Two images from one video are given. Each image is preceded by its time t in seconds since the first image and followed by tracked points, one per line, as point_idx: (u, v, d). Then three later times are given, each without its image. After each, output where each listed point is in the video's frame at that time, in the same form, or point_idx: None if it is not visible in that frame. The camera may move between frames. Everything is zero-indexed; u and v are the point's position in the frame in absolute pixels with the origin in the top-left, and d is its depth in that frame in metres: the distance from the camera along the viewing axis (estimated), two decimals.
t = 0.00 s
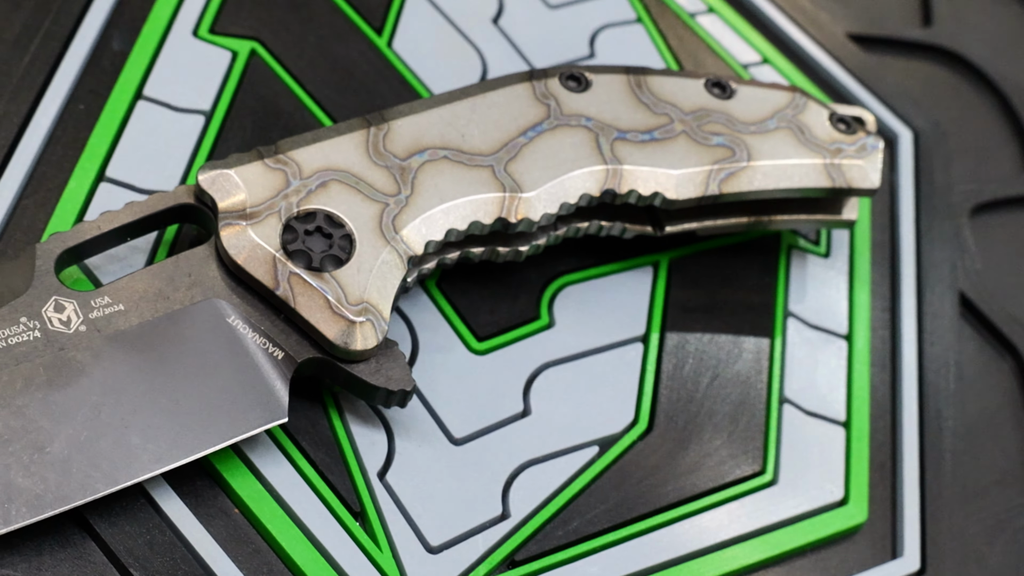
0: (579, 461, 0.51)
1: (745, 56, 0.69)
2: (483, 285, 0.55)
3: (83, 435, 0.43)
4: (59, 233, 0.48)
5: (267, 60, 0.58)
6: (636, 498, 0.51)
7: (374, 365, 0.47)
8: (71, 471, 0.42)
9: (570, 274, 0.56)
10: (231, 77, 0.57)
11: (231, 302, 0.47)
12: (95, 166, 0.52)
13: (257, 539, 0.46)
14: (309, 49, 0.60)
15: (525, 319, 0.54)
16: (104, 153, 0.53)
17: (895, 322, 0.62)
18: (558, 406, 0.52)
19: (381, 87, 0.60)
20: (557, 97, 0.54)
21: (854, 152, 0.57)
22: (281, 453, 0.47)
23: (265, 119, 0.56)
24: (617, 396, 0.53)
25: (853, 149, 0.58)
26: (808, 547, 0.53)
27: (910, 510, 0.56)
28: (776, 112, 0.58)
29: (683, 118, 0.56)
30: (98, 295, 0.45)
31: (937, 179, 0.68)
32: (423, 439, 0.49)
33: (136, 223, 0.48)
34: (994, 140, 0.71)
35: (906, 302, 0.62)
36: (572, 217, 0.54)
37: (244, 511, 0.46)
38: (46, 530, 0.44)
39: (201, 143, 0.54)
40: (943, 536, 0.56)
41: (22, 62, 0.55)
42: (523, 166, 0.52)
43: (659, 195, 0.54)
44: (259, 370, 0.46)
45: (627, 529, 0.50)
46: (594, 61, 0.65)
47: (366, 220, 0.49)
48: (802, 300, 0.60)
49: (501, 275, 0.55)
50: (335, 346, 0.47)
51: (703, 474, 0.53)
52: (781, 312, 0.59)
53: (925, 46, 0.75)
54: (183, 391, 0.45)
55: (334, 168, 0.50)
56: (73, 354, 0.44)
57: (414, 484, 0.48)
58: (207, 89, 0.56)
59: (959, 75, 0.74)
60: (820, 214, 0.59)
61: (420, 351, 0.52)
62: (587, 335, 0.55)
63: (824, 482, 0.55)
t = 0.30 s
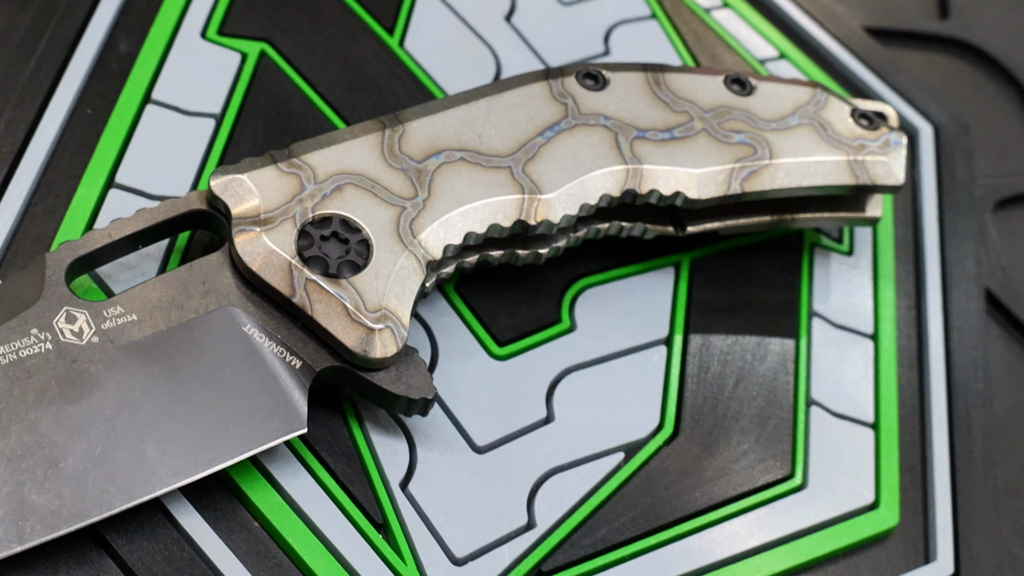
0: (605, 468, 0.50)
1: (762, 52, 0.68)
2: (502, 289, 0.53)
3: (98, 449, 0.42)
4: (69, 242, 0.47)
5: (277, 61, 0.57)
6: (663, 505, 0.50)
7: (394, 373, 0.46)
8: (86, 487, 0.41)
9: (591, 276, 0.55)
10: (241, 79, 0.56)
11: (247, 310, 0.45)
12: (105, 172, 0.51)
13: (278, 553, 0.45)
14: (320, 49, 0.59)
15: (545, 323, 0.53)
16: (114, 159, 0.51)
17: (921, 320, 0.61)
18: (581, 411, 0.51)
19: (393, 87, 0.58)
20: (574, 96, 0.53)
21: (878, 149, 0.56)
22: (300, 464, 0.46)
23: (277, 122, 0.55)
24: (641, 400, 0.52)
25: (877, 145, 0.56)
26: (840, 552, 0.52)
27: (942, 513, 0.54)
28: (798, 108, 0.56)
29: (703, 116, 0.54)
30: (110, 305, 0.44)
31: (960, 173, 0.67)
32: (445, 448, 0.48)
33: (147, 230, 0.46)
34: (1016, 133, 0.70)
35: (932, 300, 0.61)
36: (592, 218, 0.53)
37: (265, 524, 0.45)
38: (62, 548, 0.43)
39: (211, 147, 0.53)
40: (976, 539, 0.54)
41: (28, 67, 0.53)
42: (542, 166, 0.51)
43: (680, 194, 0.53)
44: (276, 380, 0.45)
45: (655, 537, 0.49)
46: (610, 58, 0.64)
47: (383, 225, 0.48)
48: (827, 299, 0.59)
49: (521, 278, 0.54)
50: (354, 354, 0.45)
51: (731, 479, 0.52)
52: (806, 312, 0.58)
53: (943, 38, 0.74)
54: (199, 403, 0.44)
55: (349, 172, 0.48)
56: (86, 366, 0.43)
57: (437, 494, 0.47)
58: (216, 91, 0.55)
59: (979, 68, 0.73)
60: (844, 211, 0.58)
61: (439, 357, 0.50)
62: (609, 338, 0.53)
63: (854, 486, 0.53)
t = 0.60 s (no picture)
0: (634, 474, 0.48)
1: (780, 45, 0.67)
2: (523, 292, 0.52)
3: (114, 464, 0.40)
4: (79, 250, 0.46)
5: (288, 62, 0.56)
6: (694, 512, 0.48)
7: (415, 381, 0.45)
8: (101, 503, 0.40)
9: (613, 277, 0.54)
10: (251, 81, 0.55)
11: (263, 318, 0.44)
12: (114, 179, 0.50)
13: (301, 568, 0.43)
14: (331, 49, 0.57)
15: (568, 326, 0.51)
16: (123, 165, 0.50)
17: (950, 317, 0.59)
18: (607, 416, 0.49)
19: (407, 87, 0.57)
20: (593, 93, 0.51)
21: (904, 142, 0.55)
22: (322, 476, 0.45)
23: (289, 124, 0.54)
24: (668, 404, 0.51)
25: (904, 139, 0.55)
26: (875, 557, 0.51)
27: (979, 514, 0.53)
28: (822, 102, 0.55)
29: (725, 111, 0.53)
30: (122, 315, 0.42)
31: (984, 166, 0.65)
32: (469, 457, 0.47)
33: (159, 236, 0.45)
34: None
35: (960, 295, 0.60)
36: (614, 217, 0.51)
37: (286, 538, 0.43)
38: (78, 566, 0.41)
39: (223, 150, 0.52)
40: (1014, 541, 0.53)
41: (33, 71, 0.52)
42: (562, 166, 0.49)
43: (704, 192, 0.51)
44: (294, 390, 0.43)
45: (686, 544, 0.48)
46: (626, 53, 0.63)
47: (402, 228, 0.46)
48: (854, 297, 0.57)
49: (542, 280, 0.52)
50: (374, 362, 0.44)
51: (762, 484, 0.50)
52: (833, 310, 0.56)
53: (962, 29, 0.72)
54: (216, 414, 0.42)
55: (365, 174, 0.47)
56: (100, 379, 0.41)
57: (462, 504, 0.46)
58: (226, 94, 0.54)
59: (999, 58, 0.71)
60: (870, 207, 0.56)
61: (461, 363, 0.49)
62: (634, 341, 0.52)
63: (888, 488, 0.52)
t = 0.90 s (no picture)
0: (673, 483, 0.47)
1: (804, 35, 0.65)
2: (552, 295, 0.50)
3: (135, 486, 0.39)
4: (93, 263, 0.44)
5: (301, 62, 0.54)
6: (736, 520, 0.47)
7: (446, 391, 0.43)
8: (124, 527, 0.38)
9: (644, 277, 0.52)
10: (264, 83, 0.53)
11: (287, 329, 0.42)
12: (126, 187, 0.48)
13: None
14: (345, 48, 0.56)
15: (600, 330, 0.50)
16: (135, 173, 0.48)
17: (990, 310, 0.57)
18: (644, 423, 0.48)
19: (425, 86, 0.56)
20: (619, 87, 0.49)
21: (941, 132, 0.53)
22: (352, 492, 0.43)
23: (304, 127, 0.52)
24: (705, 408, 0.49)
25: (940, 128, 0.53)
26: (925, 563, 0.49)
27: None
28: (855, 92, 0.53)
29: (756, 103, 0.51)
30: (140, 329, 0.41)
31: (1017, 154, 0.64)
32: (503, 468, 0.45)
33: (176, 246, 0.43)
34: None
35: (1000, 288, 0.58)
36: (645, 216, 0.49)
37: (316, 559, 0.42)
38: None
39: (237, 155, 0.50)
40: None
41: (39, 78, 0.50)
42: (590, 163, 0.47)
43: (738, 187, 0.49)
44: (321, 403, 0.42)
45: (730, 555, 0.46)
46: (648, 47, 0.61)
47: (427, 231, 0.44)
48: (891, 293, 0.56)
49: (571, 282, 0.51)
50: (403, 372, 0.42)
51: (805, 489, 0.48)
52: (871, 307, 0.55)
53: (988, 15, 0.70)
54: (240, 431, 0.40)
55: (387, 176, 0.45)
56: (118, 397, 0.39)
57: (498, 518, 0.44)
58: (239, 97, 0.52)
59: None
60: (906, 199, 0.54)
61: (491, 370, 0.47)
62: (668, 344, 0.50)
63: (935, 490, 0.50)
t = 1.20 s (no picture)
0: (713, 489, 0.45)
1: (825, 24, 0.63)
2: (581, 297, 0.49)
3: (160, 506, 0.37)
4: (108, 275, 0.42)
5: (314, 62, 0.53)
6: (779, 526, 0.45)
7: (479, 399, 0.41)
8: (149, 550, 0.36)
9: (675, 276, 0.50)
10: (277, 85, 0.51)
11: (312, 338, 0.40)
12: (139, 195, 0.46)
13: None
14: (358, 47, 0.54)
15: (632, 332, 0.48)
16: (147, 180, 0.47)
17: None
18: (681, 427, 0.46)
19: (441, 84, 0.54)
20: (646, 80, 0.48)
21: (977, 118, 0.51)
22: (384, 507, 0.41)
23: (320, 128, 0.50)
24: (743, 410, 0.47)
25: (976, 115, 0.52)
26: (973, 565, 0.47)
27: None
28: (887, 80, 0.51)
29: (787, 93, 0.49)
30: (160, 343, 0.39)
31: None
32: (538, 478, 0.43)
33: (193, 256, 0.41)
34: None
35: None
36: (676, 213, 0.48)
37: None
38: None
39: (252, 159, 0.48)
40: None
41: (44, 84, 0.49)
42: (620, 160, 0.45)
43: (771, 181, 0.48)
44: (350, 415, 0.40)
45: (775, 562, 0.44)
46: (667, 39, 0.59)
47: (454, 234, 0.43)
48: (926, 286, 0.54)
49: (600, 283, 0.49)
50: (435, 381, 0.40)
51: (848, 491, 0.47)
52: (906, 301, 0.53)
53: None
54: (267, 446, 0.39)
55: (411, 177, 0.43)
56: (140, 414, 0.38)
57: (535, 530, 0.42)
58: (252, 100, 0.50)
59: None
60: (940, 189, 0.53)
61: (522, 376, 0.46)
62: (702, 344, 0.49)
63: (981, 489, 0.48)
